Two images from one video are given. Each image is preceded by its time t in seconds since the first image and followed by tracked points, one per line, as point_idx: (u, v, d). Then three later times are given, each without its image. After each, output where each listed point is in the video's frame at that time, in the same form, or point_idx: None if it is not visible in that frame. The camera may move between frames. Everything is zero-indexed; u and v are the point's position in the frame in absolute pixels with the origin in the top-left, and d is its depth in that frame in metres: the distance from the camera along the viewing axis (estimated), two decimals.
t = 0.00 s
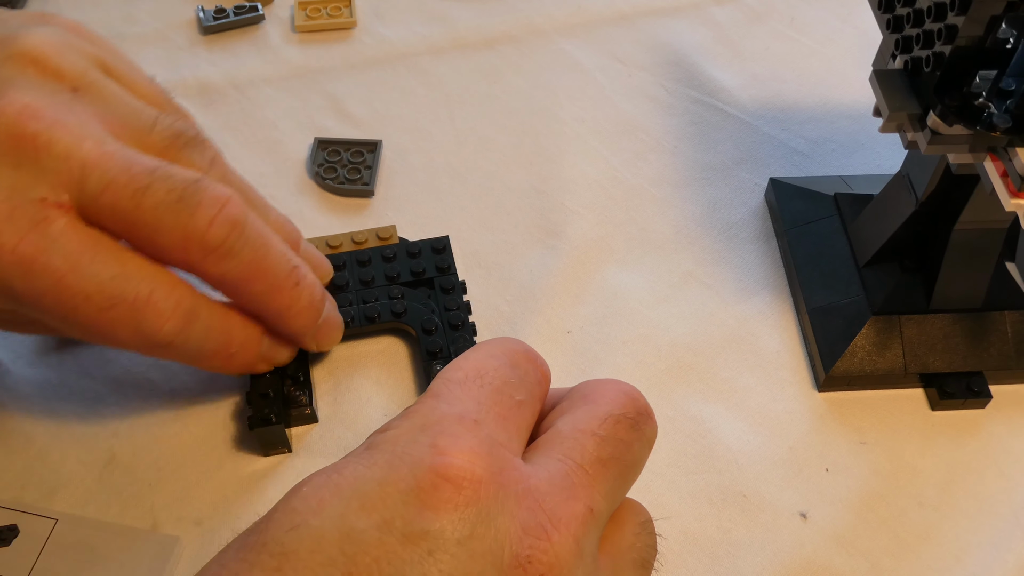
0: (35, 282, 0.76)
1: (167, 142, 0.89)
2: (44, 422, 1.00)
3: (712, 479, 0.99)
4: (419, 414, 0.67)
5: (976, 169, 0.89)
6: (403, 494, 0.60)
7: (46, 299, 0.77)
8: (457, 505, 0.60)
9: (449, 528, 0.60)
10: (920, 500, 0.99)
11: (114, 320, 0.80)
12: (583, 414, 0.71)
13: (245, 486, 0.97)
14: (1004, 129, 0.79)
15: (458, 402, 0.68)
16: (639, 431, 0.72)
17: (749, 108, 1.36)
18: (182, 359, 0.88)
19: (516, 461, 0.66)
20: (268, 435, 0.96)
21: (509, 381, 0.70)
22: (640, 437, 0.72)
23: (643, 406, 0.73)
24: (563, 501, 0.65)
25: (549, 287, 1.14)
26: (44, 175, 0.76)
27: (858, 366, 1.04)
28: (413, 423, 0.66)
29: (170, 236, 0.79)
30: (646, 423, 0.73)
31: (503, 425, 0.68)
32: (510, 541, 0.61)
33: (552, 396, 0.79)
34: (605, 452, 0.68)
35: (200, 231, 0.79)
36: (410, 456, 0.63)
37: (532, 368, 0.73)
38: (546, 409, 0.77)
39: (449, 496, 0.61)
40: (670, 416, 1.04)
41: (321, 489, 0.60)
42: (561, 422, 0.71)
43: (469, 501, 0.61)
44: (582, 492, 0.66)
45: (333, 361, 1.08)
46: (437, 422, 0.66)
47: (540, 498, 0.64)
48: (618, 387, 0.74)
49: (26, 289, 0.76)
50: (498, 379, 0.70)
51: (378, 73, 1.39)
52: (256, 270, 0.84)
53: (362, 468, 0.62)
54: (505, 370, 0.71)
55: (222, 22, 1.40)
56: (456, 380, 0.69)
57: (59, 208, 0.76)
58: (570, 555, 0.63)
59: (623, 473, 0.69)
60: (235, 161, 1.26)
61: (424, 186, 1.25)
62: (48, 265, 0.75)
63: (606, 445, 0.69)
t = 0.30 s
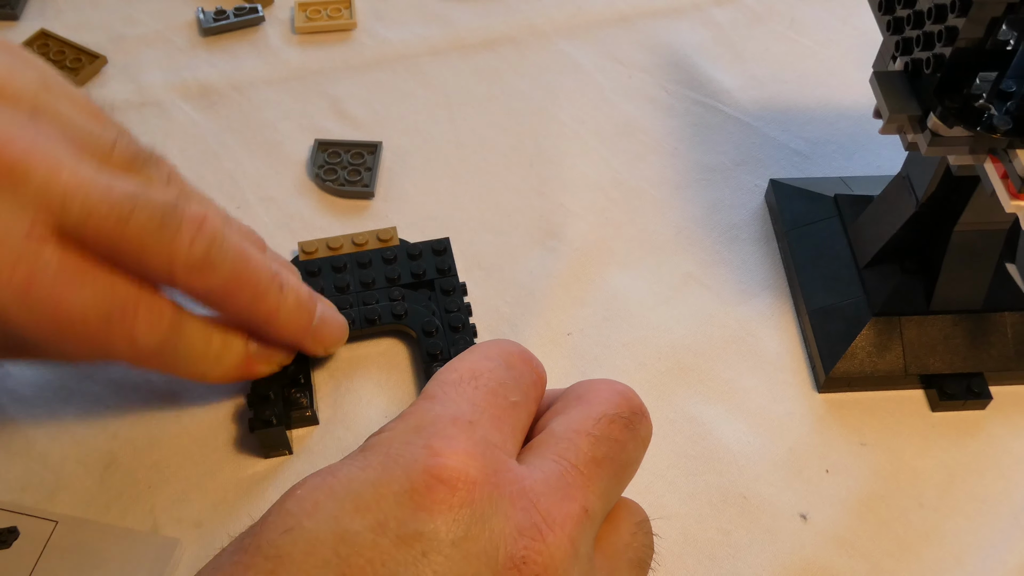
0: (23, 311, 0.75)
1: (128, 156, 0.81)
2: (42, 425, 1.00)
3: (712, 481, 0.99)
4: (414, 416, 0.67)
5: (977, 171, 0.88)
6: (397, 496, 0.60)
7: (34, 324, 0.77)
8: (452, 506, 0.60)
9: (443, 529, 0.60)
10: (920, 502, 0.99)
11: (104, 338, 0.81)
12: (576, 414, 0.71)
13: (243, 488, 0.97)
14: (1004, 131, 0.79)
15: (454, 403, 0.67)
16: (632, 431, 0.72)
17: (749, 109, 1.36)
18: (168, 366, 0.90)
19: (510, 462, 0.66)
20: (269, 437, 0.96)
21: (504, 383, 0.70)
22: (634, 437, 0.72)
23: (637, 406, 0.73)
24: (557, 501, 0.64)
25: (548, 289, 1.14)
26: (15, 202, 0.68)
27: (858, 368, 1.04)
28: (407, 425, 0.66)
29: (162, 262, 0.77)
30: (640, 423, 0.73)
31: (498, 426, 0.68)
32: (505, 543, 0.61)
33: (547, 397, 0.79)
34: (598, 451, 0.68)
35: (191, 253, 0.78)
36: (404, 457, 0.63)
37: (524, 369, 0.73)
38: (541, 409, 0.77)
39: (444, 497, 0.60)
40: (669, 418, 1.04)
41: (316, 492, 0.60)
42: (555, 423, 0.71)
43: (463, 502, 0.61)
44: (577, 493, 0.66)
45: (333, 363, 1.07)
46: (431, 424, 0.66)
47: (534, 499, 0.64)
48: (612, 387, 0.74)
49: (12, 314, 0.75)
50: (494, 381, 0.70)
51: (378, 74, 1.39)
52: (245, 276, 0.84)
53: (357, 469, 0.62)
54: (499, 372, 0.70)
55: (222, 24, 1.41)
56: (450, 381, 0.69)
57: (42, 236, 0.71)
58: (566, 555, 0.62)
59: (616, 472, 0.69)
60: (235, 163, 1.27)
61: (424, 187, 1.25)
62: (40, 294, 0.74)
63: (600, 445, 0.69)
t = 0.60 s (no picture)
0: None
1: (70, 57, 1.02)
2: (40, 426, 1.00)
3: (712, 482, 0.99)
4: (410, 418, 0.64)
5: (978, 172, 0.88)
6: (393, 499, 0.57)
7: None
8: (448, 511, 0.57)
9: (439, 534, 0.56)
10: (920, 503, 0.98)
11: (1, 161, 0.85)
12: (576, 418, 0.68)
13: (242, 489, 0.96)
14: (1004, 132, 0.78)
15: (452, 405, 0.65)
16: (634, 437, 0.69)
17: (749, 109, 1.36)
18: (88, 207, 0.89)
19: (507, 466, 0.63)
20: (258, 426, 0.96)
21: (504, 388, 0.67)
22: (634, 442, 0.69)
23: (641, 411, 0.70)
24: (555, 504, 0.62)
25: (548, 289, 1.14)
26: None
27: (857, 369, 1.04)
28: (403, 426, 0.62)
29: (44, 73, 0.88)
30: (643, 428, 0.70)
31: (496, 432, 0.65)
32: (501, 548, 0.59)
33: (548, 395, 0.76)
34: (597, 457, 0.66)
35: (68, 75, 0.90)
36: (400, 460, 0.59)
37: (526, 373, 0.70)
38: (541, 412, 0.74)
39: (440, 502, 0.57)
40: (669, 418, 1.03)
41: (311, 495, 0.56)
42: (554, 427, 0.68)
43: (460, 507, 0.58)
44: (574, 497, 0.63)
45: (332, 359, 1.08)
46: (428, 427, 0.63)
47: (532, 504, 0.61)
48: (613, 391, 0.71)
49: None
50: (494, 386, 0.67)
51: (377, 74, 1.39)
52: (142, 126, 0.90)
53: (351, 471, 0.59)
54: (501, 377, 0.68)
55: (221, 23, 1.40)
56: (450, 385, 0.67)
57: None
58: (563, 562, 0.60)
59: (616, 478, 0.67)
60: (234, 163, 1.26)
61: (423, 188, 1.25)
62: None
63: (599, 450, 0.66)
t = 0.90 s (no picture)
0: None
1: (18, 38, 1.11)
2: (35, 429, 1.00)
3: (708, 486, 0.99)
4: (401, 421, 0.62)
5: (976, 176, 0.88)
6: (384, 505, 0.56)
7: None
8: (438, 517, 0.56)
9: (429, 540, 0.55)
10: (918, 508, 0.98)
11: None
12: (567, 422, 0.66)
13: (237, 491, 0.96)
14: (1002, 136, 0.78)
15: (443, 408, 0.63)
16: (626, 441, 0.67)
17: (747, 111, 1.36)
18: None
19: (498, 471, 0.61)
20: (250, 428, 0.96)
21: (496, 394, 0.65)
22: (626, 447, 0.67)
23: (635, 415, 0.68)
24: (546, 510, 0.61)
25: (545, 292, 1.14)
26: None
27: (855, 373, 1.03)
28: (394, 430, 0.61)
29: None
30: (636, 432, 0.68)
31: (487, 438, 0.63)
32: (492, 554, 0.57)
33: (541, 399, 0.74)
34: (589, 462, 0.64)
35: None
36: (390, 465, 0.58)
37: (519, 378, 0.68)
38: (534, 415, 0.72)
39: (430, 508, 0.56)
40: (666, 422, 1.03)
41: (301, 501, 0.55)
42: (546, 431, 0.66)
43: (450, 512, 0.56)
44: (566, 503, 0.62)
45: (326, 362, 1.07)
46: (420, 431, 0.61)
47: (522, 509, 0.60)
48: (605, 394, 0.69)
49: None
50: (486, 392, 0.65)
51: (375, 76, 1.38)
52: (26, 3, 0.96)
53: (342, 477, 0.57)
54: (492, 383, 0.66)
55: (218, 25, 1.40)
56: (440, 390, 0.64)
57: None
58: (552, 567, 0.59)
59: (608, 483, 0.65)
60: (231, 165, 1.26)
61: (420, 190, 1.25)
62: None
63: (591, 454, 0.65)
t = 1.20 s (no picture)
0: None
1: None
2: (38, 427, 1.00)
3: (711, 484, 0.99)
4: (398, 417, 0.62)
5: (977, 174, 0.88)
6: (381, 501, 0.56)
7: None
8: (436, 512, 0.56)
9: (427, 535, 0.55)
10: (920, 505, 0.98)
11: None
12: (565, 417, 0.66)
13: (240, 489, 0.96)
14: (1004, 133, 0.78)
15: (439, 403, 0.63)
16: (625, 436, 0.67)
17: (748, 110, 1.36)
18: None
19: (495, 466, 0.62)
20: (249, 424, 0.96)
21: (493, 390, 0.65)
22: (624, 441, 0.67)
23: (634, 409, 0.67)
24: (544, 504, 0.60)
25: (547, 291, 1.14)
26: None
27: (857, 370, 1.03)
28: (391, 427, 0.61)
29: None
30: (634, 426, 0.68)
31: (485, 433, 0.63)
32: (489, 549, 0.58)
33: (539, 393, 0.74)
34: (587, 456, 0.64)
35: None
36: (387, 462, 0.58)
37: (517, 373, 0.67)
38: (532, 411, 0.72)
39: (428, 503, 0.56)
40: (668, 420, 1.03)
41: (299, 498, 0.55)
42: (543, 426, 0.66)
43: (448, 507, 0.57)
44: (564, 497, 0.61)
45: (327, 359, 1.07)
46: (416, 427, 0.61)
47: (520, 504, 0.60)
48: (603, 389, 0.69)
49: None
50: (482, 387, 0.65)
51: (376, 75, 1.39)
52: None
53: (339, 474, 0.58)
54: (490, 379, 0.65)
55: (220, 24, 1.40)
56: (437, 386, 0.64)
57: None
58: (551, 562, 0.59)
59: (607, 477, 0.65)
60: (233, 163, 1.26)
61: (422, 189, 1.25)
62: None
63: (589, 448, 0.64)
